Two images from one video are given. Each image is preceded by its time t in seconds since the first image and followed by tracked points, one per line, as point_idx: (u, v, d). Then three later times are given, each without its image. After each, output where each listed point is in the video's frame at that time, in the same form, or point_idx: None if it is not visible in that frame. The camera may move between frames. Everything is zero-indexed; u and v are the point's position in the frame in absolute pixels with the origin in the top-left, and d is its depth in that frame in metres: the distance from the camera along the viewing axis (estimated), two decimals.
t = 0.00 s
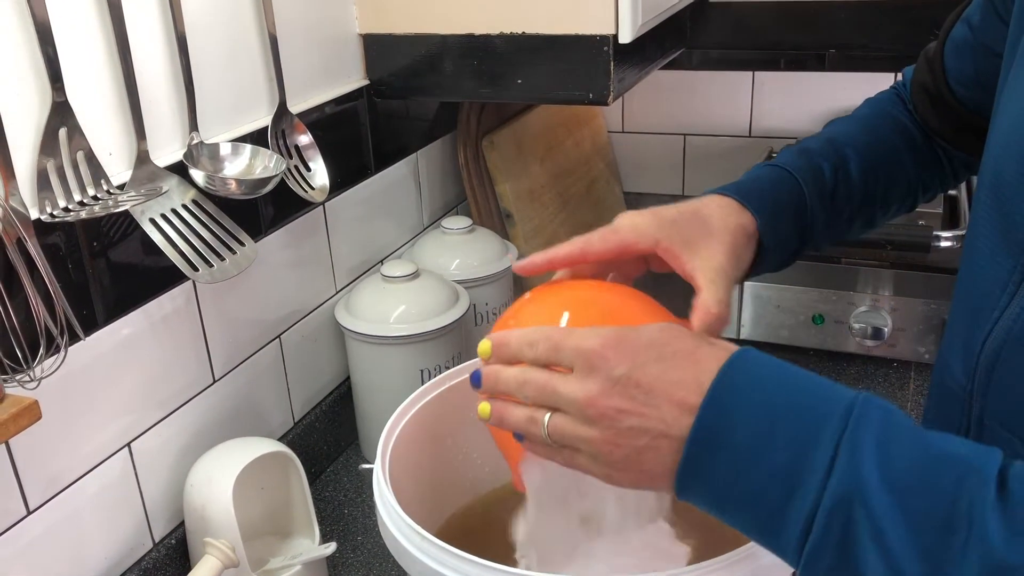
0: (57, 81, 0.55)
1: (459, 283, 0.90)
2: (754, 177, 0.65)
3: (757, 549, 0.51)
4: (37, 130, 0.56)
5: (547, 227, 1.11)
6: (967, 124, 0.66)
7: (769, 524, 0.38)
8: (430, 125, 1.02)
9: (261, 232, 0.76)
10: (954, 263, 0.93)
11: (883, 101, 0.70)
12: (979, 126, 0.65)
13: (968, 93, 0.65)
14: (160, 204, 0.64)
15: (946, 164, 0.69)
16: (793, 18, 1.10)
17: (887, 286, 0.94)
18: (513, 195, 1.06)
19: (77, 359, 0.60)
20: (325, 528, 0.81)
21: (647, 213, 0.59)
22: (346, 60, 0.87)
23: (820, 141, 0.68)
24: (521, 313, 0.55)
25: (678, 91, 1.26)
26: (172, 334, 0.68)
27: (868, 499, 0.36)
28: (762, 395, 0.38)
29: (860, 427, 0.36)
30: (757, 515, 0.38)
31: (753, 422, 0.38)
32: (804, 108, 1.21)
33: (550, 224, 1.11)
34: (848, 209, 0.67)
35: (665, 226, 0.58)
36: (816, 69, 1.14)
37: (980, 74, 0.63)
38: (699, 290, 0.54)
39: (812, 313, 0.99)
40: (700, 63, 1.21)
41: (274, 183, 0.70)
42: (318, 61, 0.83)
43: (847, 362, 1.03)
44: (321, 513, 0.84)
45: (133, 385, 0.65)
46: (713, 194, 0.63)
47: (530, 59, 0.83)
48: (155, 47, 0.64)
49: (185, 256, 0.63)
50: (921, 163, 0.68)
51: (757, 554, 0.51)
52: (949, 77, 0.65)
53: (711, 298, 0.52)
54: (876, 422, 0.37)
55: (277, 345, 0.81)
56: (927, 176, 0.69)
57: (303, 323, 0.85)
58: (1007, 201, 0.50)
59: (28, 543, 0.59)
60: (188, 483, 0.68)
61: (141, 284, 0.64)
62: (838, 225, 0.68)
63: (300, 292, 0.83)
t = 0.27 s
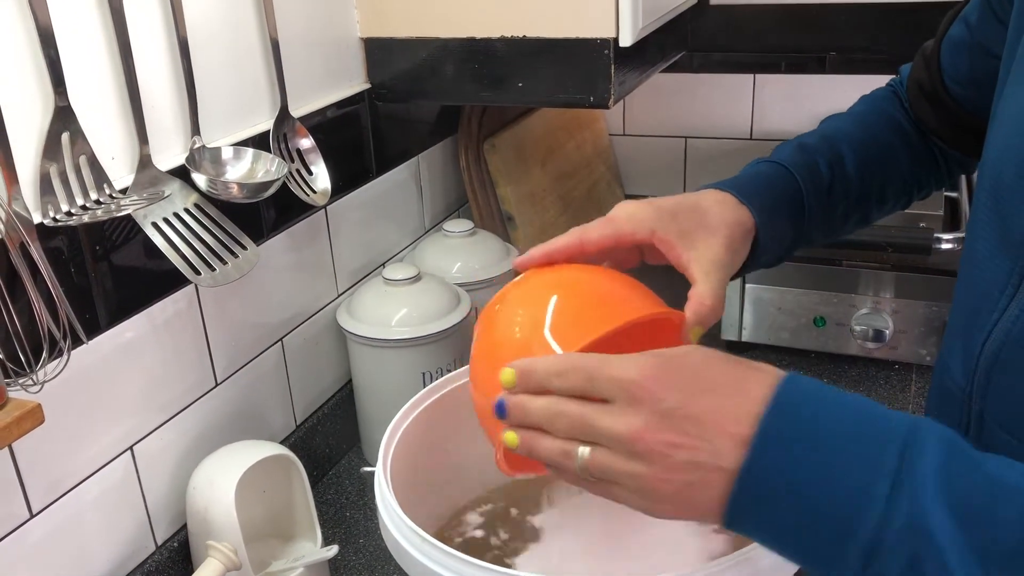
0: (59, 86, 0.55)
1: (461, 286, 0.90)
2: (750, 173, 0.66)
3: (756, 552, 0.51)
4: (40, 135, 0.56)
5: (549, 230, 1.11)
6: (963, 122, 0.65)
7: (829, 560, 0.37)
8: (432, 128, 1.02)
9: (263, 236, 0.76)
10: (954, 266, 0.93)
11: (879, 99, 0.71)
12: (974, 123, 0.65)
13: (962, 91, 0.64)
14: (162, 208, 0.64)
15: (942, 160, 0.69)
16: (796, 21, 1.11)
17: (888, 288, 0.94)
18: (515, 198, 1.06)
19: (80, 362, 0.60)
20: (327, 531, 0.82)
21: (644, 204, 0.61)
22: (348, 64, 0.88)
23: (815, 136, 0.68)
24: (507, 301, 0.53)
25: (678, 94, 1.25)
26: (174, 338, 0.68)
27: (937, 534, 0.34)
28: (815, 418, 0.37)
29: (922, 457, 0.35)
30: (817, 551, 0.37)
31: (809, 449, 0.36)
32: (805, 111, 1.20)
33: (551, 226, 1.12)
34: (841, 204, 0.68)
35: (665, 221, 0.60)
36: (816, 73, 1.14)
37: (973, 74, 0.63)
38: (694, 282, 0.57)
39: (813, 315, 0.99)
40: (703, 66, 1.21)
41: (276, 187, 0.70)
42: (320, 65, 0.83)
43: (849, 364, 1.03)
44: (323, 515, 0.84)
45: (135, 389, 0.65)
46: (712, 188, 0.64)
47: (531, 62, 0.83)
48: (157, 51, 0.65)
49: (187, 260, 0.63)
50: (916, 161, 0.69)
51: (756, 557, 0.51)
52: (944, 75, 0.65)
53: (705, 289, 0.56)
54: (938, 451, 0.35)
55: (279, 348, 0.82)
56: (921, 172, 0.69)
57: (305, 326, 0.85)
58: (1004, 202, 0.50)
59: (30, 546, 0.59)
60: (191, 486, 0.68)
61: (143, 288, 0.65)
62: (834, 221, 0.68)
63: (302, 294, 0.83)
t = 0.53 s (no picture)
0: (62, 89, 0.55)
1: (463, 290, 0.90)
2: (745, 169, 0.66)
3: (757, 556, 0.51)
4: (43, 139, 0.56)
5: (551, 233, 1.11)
6: (954, 122, 0.66)
7: None
8: (434, 132, 1.02)
9: (266, 239, 0.77)
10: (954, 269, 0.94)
11: (875, 96, 0.71)
12: (963, 122, 0.66)
13: (956, 92, 0.65)
14: (165, 212, 0.64)
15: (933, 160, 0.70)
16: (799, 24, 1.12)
17: (891, 291, 0.94)
18: (516, 201, 1.06)
19: (83, 365, 0.60)
20: (330, 534, 0.82)
21: (649, 181, 0.59)
22: (350, 68, 0.88)
23: (809, 132, 0.69)
24: (480, 261, 0.49)
25: (680, 97, 1.25)
26: (177, 341, 0.69)
27: None
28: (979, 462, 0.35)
29: None
30: None
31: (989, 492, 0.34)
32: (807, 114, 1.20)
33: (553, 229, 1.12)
34: (835, 201, 0.68)
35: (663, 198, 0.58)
36: (820, 75, 1.15)
37: (967, 74, 0.63)
38: (685, 264, 0.55)
39: (815, 318, 0.99)
40: (704, 69, 1.22)
41: (279, 191, 0.71)
42: (323, 69, 0.83)
43: (851, 366, 1.03)
44: (325, 518, 0.84)
45: (139, 391, 0.66)
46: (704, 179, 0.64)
47: (533, 65, 0.84)
48: (160, 55, 0.65)
49: (189, 263, 0.64)
50: (910, 160, 0.69)
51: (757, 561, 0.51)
52: (936, 75, 0.65)
53: (695, 270, 0.54)
54: None
55: (282, 352, 0.82)
56: (912, 172, 0.70)
57: (307, 329, 0.85)
58: (1002, 205, 0.50)
59: (34, 548, 0.59)
60: (194, 489, 0.68)
61: (147, 291, 0.65)
62: (828, 218, 0.69)
63: (305, 298, 0.84)
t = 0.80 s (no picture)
0: (64, 92, 0.56)
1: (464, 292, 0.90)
2: (766, 163, 0.66)
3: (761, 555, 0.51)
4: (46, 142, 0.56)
5: (552, 235, 1.11)
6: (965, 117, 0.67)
7: None
8: (435, 134, 1.02)
9: (268, 241, 0.77)
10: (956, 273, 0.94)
11: (884, 87, 0.72)
12: (968, 116, 0.67)
13: (965, 89, 0.66)
14: (167, 215, 0.64)
15: (943, 151, 0.71)
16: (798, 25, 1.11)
17: (892, 293, 0.94)
18: (517, 203, 1.06)
19: (84, 368, 0.60)
20: (331, 536, 0.82)
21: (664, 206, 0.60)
22: (352, 70, 0.88)
23: (823, 125, 0.70)
24: (532, 300, 0.55)
25: (682, 100, 1.26)
26: (179, 343, 0.69)
27: None
28: None
29: None
30: None
31: None
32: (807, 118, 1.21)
33: (555, 231, 1.12)
34: (852, 194, 0.69)
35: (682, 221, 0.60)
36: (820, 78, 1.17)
37: (975, 72, 0.65)
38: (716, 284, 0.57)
39: (816, 321, 0.99)
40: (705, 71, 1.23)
41: (281, 194, 0.71)
42: (324, 71, 0.83)
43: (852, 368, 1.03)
44: (327, 521, 0.84)
45: (141, 393, 0.66)
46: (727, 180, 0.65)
47: (535, 68, 0.84)
48: (163, 58, 0.65)
49: (192, 265, 0.64)
50: (923, 152, 0.70)
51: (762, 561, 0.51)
52: (946, 73, 0.67)
53: (726, 291, 0.56)
54: None
55: (283, 354, 0.82)
56: (923, 162, 0.71)
57: (309, 331, 0.85)
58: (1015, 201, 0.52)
59: (36, 551, 0.59)
60: (195, 492, 0.68)
61: (148, 293, 0.65)
62: (845, 210, 0.70)
63: (307, 300, 0.84)
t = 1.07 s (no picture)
0: (63, 94, 0.56)
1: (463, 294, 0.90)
2: (791, 136, 0.65)
3: (761, 559, 0.51)
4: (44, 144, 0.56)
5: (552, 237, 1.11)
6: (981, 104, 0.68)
7: None
8: (435, 136, 1.02)
9: (267, 243, 0.77)
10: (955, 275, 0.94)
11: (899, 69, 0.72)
12: (984, 100, 0.68)
13: (983, 76, 0.66)
14: (166, 217, 0.64)
15: (957, 136, 0.71)
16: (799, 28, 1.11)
17: (891, 296, 0.94)
18: (517, 205, 1.06)
19: (83, 370, 0.60)
20: (330, 538, 0.82)
21: (686, 168, 0.57)
22: (351, 72, 0.88)
23: (843, 101, 0.69)
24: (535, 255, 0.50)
25: (681, 102, 1.27)
26: (178, 345, 0.69)
27: None
28: None
29: None
30: None
31: None
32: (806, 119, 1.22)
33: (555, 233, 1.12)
34: (871, 172, 0.69)
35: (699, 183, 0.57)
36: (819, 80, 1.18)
37: (997, 57, 0.65)
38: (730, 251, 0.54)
39: (815, 323, 0.99)
40: (704, 73, 1.24)
41: (280, 196, 0.71)
42: (324, 73, 0.83)
43: (852, 371, 1.03)
44: (326, 523, 0.84)
45: (140, 395, 0.66)
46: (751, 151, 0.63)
47: (534, 69, 0.84)
48: (162, 60, 0.65)
49: (190, 267, 0.64)
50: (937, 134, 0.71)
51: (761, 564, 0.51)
52: (966, 59, 0.66)
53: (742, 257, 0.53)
54: None
55: (282, 356, 0.82)
56: (936, 145, 0.71)
57: (308, 334, 0.85)
58: None
59: (34, 553, 0.59)
60: (194, 493, 0.68)
61: (147, 295, 0.65)
62: (863, 188, 0.69)
63: (306, 302, 0.84)
